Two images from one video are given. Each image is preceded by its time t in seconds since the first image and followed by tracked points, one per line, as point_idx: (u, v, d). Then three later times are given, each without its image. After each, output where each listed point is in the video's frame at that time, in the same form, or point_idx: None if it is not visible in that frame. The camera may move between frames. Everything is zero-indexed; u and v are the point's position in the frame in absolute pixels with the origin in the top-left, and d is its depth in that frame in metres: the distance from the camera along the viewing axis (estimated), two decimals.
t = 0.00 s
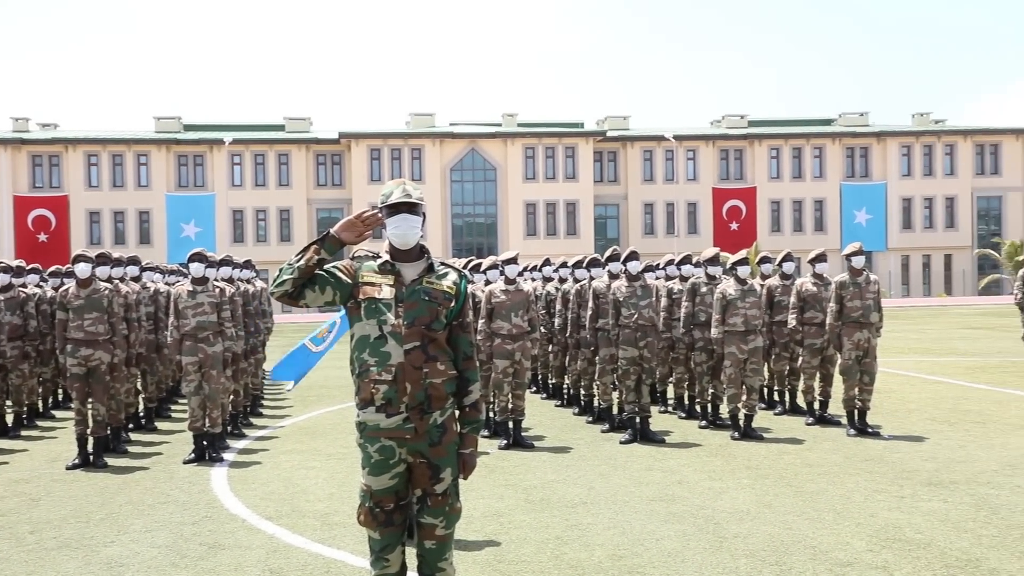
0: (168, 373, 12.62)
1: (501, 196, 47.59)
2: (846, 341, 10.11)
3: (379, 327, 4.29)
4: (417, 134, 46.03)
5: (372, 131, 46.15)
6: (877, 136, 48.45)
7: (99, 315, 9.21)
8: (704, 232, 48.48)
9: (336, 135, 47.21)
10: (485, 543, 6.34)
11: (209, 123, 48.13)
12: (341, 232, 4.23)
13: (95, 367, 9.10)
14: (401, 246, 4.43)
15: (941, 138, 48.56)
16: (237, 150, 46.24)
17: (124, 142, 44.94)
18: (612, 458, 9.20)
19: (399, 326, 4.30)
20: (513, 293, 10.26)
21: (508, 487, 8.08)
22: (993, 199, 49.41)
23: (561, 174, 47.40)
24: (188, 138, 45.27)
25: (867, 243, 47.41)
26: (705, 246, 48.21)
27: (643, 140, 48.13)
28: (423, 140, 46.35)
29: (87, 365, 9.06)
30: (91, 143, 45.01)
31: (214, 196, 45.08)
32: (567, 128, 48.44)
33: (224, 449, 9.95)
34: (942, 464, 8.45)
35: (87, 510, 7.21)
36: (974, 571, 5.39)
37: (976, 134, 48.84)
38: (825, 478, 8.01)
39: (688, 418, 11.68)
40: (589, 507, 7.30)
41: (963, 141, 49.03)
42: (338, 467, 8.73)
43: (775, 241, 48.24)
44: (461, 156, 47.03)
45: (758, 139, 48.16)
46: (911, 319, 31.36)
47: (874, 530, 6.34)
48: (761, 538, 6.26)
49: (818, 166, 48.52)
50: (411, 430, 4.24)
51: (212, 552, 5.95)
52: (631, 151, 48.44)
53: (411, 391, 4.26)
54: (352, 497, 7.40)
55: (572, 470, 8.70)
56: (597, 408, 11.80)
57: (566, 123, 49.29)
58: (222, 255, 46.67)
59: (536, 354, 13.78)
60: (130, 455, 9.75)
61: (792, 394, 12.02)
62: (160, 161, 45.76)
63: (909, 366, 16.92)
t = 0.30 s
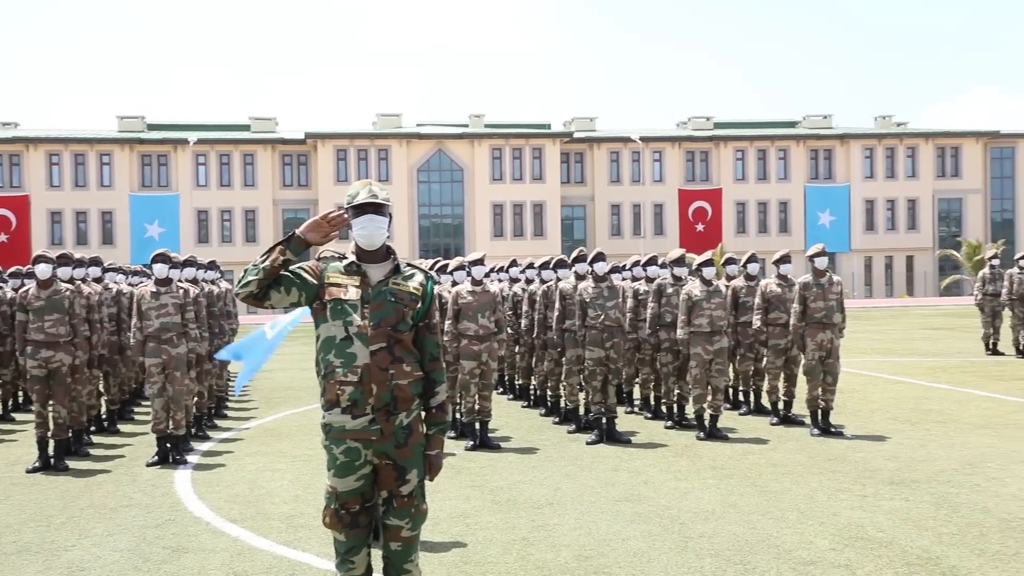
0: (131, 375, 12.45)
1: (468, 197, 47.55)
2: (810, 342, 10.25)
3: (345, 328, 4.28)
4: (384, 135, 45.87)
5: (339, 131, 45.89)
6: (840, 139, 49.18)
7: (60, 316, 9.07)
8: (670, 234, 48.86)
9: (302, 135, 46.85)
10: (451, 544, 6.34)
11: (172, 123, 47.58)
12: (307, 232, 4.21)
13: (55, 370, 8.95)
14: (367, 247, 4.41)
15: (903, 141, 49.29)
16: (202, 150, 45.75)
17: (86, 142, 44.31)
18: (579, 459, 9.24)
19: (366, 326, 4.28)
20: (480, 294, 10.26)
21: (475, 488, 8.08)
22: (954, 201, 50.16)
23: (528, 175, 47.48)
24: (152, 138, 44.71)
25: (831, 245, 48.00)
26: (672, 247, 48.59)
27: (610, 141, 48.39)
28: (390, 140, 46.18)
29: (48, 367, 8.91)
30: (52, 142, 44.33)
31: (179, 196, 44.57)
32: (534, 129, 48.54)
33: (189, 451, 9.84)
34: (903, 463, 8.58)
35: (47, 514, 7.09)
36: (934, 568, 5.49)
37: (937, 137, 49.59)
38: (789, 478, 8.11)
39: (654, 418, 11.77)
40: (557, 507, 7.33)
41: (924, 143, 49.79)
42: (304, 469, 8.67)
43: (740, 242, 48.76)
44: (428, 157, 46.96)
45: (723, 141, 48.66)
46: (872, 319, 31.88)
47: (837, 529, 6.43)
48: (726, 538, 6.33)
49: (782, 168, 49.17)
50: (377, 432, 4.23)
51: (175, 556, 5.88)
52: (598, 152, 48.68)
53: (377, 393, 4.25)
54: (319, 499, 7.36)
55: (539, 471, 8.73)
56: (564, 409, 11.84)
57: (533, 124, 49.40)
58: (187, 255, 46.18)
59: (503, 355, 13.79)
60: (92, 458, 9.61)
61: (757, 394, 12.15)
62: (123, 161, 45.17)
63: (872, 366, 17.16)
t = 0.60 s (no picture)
0: (95, 376, 12.28)
1: (437, 197, 47.45)
2: (776, 343, 10.37)
3: (313, 329, 4.26)
4: (353, 135, 45.62)
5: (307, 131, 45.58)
6: (807, 141, 49.69)
7: (23, 317, 8.90)
8: (638, 235, 49.11)
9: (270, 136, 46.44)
10: (419, 545, 6.34)
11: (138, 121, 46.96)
12: (275, 233, 4.19)
13: (18, 372, 8.80)
14: (336, 248, 4.39)
15: (868, 143, 49.90)
16: (168, 150, 45.17)
17: (49, 141, 43.61)
18: (547, 460, 9.27)
19: (333, 327, 4.27)
20: (449, 295, 10.22)
21: (444, 490, 8.07)
22: (918, 204, 50.84)
23: (497, 177, 47.48)
24: (117, 138, 44.10)
25: (797, 246, 48.56)
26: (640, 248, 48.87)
27: (579, 143, 48.53)
28: (359, 140, 45.94)
29: (10, 369, 8.76)
30: (14, 141, 43.55)
31: (145, 196, 44.00)
32: (503, 130, 48.51)
33: (154, 453, 9.73)
34: (869, 462, 8.71)
35: (8, 518, 6.96)
36: (898, 567, 5.58)
37: (901, 139, 50.26)
38: (756, 478, 8.19)
39: (622, 419, 11.83)
40: (526, 508, 7.35)
41: (889, 145, 50.41)
42: (271, 471, 8.60)
43: (708, 243, 49.12)
44: (397, 158, 46.80)
45: (691, 143, 48.98)
46: (837, 320, 32.32)
47: (803, 528, 6.52)
48: (693, 538, 6.38)
49: (750, 170, 49.62)
50: (345, 433, 4.21)
51: (141, 559, 5.82)
52: (567, 154, 48.80)
53: (345, 394, 4.24)
54: (286, 501, 7.30)
55: (507, 472, 8.73)
56: (532, 410, 11.86)
57: (503, 125, 49.39)
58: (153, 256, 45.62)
59: (472, 356, 13.78)
60: (55, 460, 9.47)
61: (724, 394, 12.26)
62: (88, 161, 44.52)
63: (839, 367, 17.38)
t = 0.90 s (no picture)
0: (52, 378, 12.07)
1: (401, 197, 47.29)
2: (738, 343, 10.48)
3: (275, 330, 4.24)
4: (316, 135, 45.29)
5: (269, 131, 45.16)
6: (768, 143, 50.30)
7: None
8: (602, 236, 49.38)
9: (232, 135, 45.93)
10: (383, 547, 6.32)
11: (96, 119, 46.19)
12: (236, 233, 4.16)
13: None
14: (299, 248, 4.36)
15: (828, 146, 50.62)
16: (128, 149, 44.51)
17: (5, 139, 42.77)
18: (511, 460, 9.28)
19: (296, 328, 4.25)
20: (412, 296, 10.19)
21: (408, 491, 8.04)
22: (877, 206, 51.65)
23: (461, 177, 47.45)
24: (76, 136, 43.35)
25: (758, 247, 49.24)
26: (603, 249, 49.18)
27: (543, 144, 48.67)
28: (322, 140, 45.62)
29: None
30: None
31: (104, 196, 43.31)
32: (467, 130, 48.46)
33: (113, 455, 9.58)
34: (828, 462, 8.85)
35: None
36: (856, 565, 5.67)
37: (861, 142, 51.01)
38: (718, 477, 8.29)
39: (585, 420, 11.88)
40: (488, 509, 7.36)
41: (849, 148, 51.15)
42: (233, 473, 8.50)
43: (671, 244, 49.52)
44: (360, 158, 46.56)
45: (654, 145, 49.36)
46: (798, 321, 32.74)
47: (764, 527, 6.60)
48: (655, 538, 6.44)
49: (712, 171, 50.12)
50: (307, 434, 4.19)
51: (99, 563, 5.73)
52: (531, 155, 48.91)
53: (308, 395, 4.22)
54: (247, 503, 7.24)
55: (471, 473, 8.73)
56: (496, 411, 11.86)
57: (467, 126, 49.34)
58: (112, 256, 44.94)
59: (435, 357, 13.76)
60: (11, 463, 9.28)
61: (687, 395, 12.37)
62: (45, 160, 43.72)
63: (799, 367, 17.65)
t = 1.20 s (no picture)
0: (15, 380, 11.87)
1: (369, 198, 47.09)
2: (705, 344, 10.57)
3: (242, 331, 4.22)
4: (283, 135, 44.94)
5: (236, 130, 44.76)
6: (735, 145, 50.76)
7: None
8: (570, 237, 49.53)
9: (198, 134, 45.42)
10: (350, 548, 6.30)
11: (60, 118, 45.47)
12: (202, 233, 4.12)
13: None
14: (265, 248, 4.33)
15: (794, 147, 51.16)
16: (92, 148, 43.86)
17: None
18: (479, 461, 9.28)
19: (262, 329, 4.22)
20: (380, 297, 10.17)
21: (375, 492, 8.01)
22: (842, 207, 52.30)
23: (429, 177, 47.36)
24: (38, 135, 42.65)
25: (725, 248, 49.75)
26: (572, 250, 49.33)
27: (512, 145, 48.73)
28: (290, 140, 45.28)
29: None
30: None
31: (68, 196, 42.66)
32: (436, 130, 48.34)
33: (76, 458, 9.43)
34: (794, 461, 8.96)
35: None
36: (821, 564, 5.75)
37: (826, 144, 51.59)
38: (684, 477, 8.36)
39: (554, 420, 11.92)
40: (456, 510, 7.36)
41: (814, 149, 51.70)
42: (198, 475, 8.42)
43: (639, 245, 49.83)
44: (328, 158, 46.28)
45: (622, 145, 49.61)
46: (764, 321, 33.10)
47: (730, 526, 6.68)
48: (622, 538, 6.48)
49: (680, 173, 50.45)
50: (273, 436, 4.17)
51: (60, 566, 5.65)
52: (499, 156, 48.94)
53: (274, 397, 4.19)
54: (213, 505, 7.17)
55: (439, 474, 8.72)
56: (464, 411, 11.86)
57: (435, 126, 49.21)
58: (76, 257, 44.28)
59: (403, 358, 13.72)
60: None
61: (654, 395, 12.47)
62: (7, 159, 42.96)
63: (765, 367, 17.85)
